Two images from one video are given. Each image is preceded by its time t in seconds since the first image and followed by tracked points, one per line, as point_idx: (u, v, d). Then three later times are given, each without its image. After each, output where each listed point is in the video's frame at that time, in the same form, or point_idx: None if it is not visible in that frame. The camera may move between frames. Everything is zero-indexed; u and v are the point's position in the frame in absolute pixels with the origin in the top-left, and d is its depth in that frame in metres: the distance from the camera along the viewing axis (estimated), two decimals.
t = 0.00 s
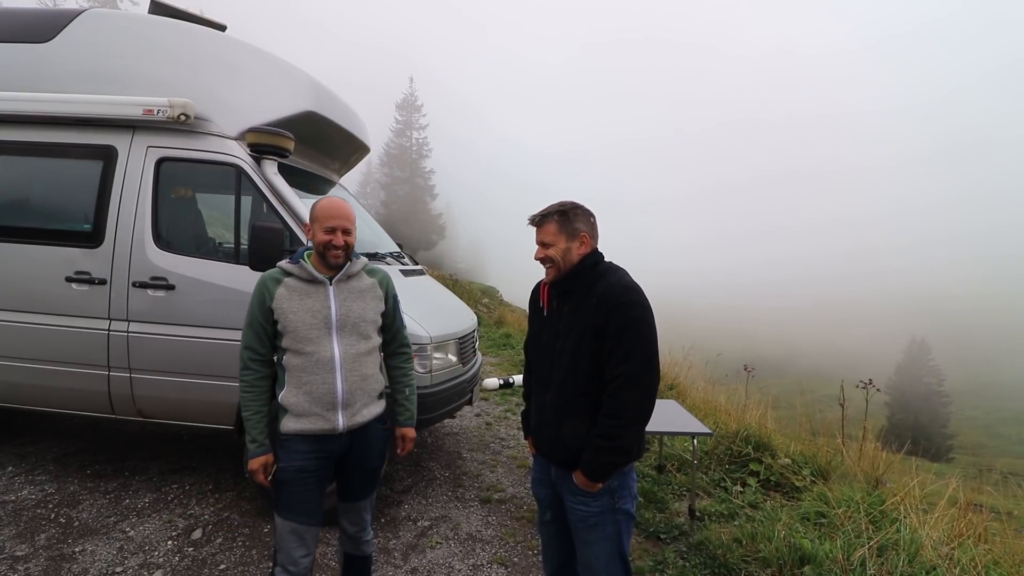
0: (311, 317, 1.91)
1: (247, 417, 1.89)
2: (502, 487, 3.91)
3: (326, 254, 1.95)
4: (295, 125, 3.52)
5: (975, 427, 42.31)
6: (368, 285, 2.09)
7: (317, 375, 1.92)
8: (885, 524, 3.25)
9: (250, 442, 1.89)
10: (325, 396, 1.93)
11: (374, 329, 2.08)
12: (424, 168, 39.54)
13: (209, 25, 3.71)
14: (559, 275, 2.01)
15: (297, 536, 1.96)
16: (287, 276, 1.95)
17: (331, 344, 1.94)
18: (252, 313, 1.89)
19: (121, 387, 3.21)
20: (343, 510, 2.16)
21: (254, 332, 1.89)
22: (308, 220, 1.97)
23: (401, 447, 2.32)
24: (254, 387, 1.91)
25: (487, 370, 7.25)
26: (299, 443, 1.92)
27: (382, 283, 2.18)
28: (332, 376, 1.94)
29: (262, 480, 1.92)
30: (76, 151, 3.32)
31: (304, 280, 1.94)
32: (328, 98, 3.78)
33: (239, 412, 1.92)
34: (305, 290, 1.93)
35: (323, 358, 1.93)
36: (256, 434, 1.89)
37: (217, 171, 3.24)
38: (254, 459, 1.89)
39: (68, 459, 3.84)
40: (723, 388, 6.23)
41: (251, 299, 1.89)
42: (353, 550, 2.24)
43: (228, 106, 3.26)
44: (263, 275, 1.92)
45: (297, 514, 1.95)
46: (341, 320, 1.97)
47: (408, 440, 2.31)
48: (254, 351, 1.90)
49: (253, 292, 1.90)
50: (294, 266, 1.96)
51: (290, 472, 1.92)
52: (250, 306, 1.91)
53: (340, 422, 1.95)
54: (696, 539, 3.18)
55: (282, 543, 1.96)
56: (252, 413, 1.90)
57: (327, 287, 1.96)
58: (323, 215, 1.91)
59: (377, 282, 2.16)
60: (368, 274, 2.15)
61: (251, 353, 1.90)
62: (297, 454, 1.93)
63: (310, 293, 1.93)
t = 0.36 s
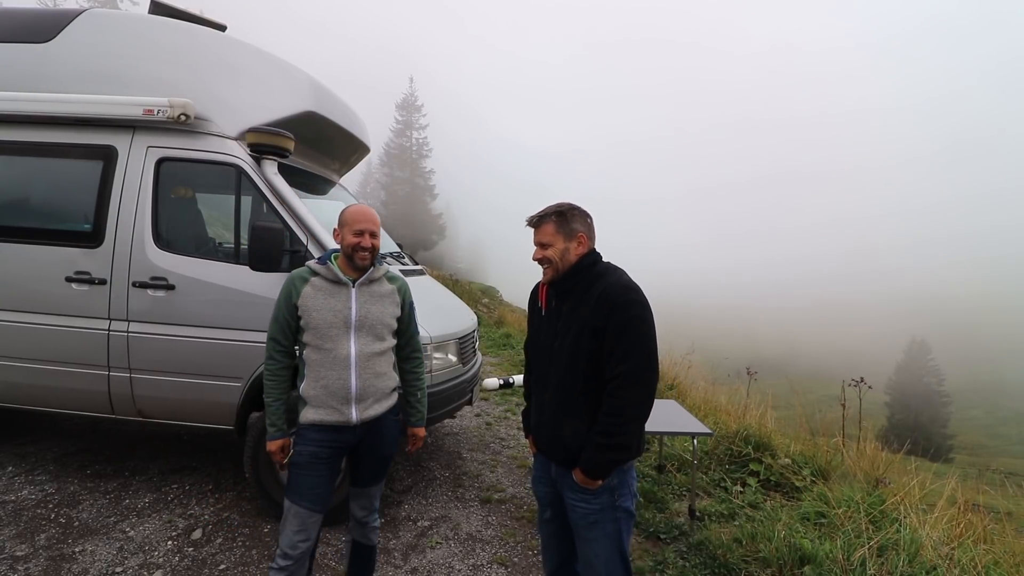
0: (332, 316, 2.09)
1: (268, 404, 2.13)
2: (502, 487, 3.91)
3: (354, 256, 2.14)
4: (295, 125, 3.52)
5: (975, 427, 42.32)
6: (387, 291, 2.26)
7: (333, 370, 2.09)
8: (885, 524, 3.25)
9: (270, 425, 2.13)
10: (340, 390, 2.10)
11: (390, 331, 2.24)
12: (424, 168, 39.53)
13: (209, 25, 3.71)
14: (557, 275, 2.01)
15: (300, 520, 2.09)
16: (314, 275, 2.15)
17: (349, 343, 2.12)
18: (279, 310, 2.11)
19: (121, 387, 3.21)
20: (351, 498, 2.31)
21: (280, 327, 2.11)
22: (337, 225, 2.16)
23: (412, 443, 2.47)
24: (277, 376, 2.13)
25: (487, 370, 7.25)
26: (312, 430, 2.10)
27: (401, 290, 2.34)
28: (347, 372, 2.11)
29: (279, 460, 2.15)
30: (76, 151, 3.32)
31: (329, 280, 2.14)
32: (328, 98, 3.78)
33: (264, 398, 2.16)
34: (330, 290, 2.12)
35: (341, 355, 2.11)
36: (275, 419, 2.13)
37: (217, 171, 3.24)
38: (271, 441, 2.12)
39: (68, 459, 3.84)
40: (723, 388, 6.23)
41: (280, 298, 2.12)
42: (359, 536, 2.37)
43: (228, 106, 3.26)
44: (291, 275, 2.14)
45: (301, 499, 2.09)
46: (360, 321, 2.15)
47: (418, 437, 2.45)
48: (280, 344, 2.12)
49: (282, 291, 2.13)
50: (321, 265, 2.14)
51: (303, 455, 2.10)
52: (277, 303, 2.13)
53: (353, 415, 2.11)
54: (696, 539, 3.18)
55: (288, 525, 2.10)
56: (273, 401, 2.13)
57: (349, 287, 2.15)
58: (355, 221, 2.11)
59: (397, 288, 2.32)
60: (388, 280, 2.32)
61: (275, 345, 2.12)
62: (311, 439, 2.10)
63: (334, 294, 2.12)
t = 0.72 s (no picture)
0: (337, 312, 2.10)
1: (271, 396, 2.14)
2: (502, 487, 3.91)
3: (371, 257, 2.17)
4: (295, 125, 3.52)
5: (975, 427, 42.33)
6: (392, 291, 2.27)
7: (335, 366, 2.10)
8: (885, 524, 3.25)
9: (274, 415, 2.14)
10: (340, 386, 2.10)
11: (393, 331, 2.24)
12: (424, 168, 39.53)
13: (209, 24, 3.71)
14: (561, 272, 1.99)
15: (297, 515, 2.10)
16: (323, 272, 2.17)
17: (352, 340, 2.13)
18: (286, 303, 2.12)
19: (121, 387, 3.21)
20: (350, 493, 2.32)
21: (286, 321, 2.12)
22: (350, 226, 2.17)
23: (409, 443, 2.46)
24: (281, 370, 2.14)
25: (487, 370, 7.25)
26: (312, 429, 2.11)
27: (406, 291, 2.35)
28: (348, 369, 2.11)
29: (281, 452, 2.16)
30: (76, 151, 3.32)
31: (337, 278, 2.16)
32: (328, 98, 3.78)
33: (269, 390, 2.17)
34: (337, 287, 2.14)
35: (343, 351, 2.11)
36: (278, 411, 2.14)
37: (217, 171, 3.24)
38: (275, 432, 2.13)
39: (68, 459, 3.84)
40: (723, 388, 6.23)
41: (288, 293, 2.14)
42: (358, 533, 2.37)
43: (228, 106, 3.26)
44: (302, 272, 2.17)
45: (298, 493, 2.10)
46: (365, 319, 2.15)
47: (414, 438, 2.45)
48: (285, 338, 2.13)
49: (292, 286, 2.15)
50: (333, 264, 2.16)
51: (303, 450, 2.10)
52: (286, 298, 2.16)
53: (352, 411, 2.11)
54: (696, 539, 3.18)
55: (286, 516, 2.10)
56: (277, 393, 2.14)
57: (356, 284, 2.16)
58: (371, 223, 2.15)
59: (402, 289, 2.33)
60: (394, 281, 2.33)
61: (281, 338, 2.13)
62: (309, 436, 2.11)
63: (339, 291, 2.13)
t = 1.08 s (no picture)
0: (337, 311, 2.10)
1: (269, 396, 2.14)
2: (502, 487, 3.91)
3: (370, 256, 2.17)
4: (295, 126, 3.52)
5: (975, 427, 42.32)
6: (392, 290, 2.27)
7: (334, 366, 2.10)
8: (885, 524, 3.25)
9: (273, 416, 2.14)
10: (340, 386, 2.09)
11: (393, 330, 2.24)
12: (424, 168, 39.53)
13: (209, 25, 3.71)
14: (543, 274, 2.01)
15: (294, 515, 2.10)
16: (322, 273, 2.18)
17: (351, 339, 2.12)
18: (286, 304, 2.13)
19: (121, 387, 3.21)
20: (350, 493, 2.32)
21: (285, 321, 2.12)
22: (349, 225, 2.17)
23: (408, 444, 2.45)
24: (281, 370, 2.14)
25: (487, 370, 7.25)
26: (312, 429, 2.11)
27: (406, 290, 2.35)
28: (348, 369, 2.11)
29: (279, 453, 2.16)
30: (76, 151, 3.32)
31: (335, 277, 2.16)
32: (328, 98, 3.78)
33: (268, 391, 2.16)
34: (336, 287, 2.14)
35: (343, 351, 2.11)
36: (275, 411, 2.13)
37: (217, 171, 3.24)
38: (273, 433, 2.12)
39: (68, 459, 3.84)
40: (723, 388, 6.23)
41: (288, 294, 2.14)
42: (357, 533, 2.37)
43: (228, 105, 3.26)
44: (301, 273, 2.17)
45: (295, 492, 2.10)
46: (364, 318, 2.15)
47: (413, 439, 2.44)
48: (285, 338, 2.13)
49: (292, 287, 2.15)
50: (331, 264, 2.16)
51: (302, 451, 2.11)
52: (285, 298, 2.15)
53: (352, 411, 2.11)
54: (696, 539, 3.18)
55: (282, 516, 2.11)
56: (275, 393, 2.14)
57: (354, 284, 2.16)
58: (370, 222, 2.14)
59: (402, 288, 2.33)
60: (393, 280, 2.33)
61: (280, 338, 2.13)
62: (308, 437, 2.11)
63: (338, 290, 2.13)
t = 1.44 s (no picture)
0: (334, 311, 2.10)
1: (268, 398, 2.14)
2: (502, 487, 3.91)
3: (369, 257, 2.18)
4: (295, 126, 3.52)
5: (975, 426, 42.32)
6: (390, 290, 2.26)
7: (332, 366, 2.10)
8: (885, 524, 3.25)
9: (271, 417, 2.14)
10: (338, 387, 2.09)
11: (391, 330, 2.24)
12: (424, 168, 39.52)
13: (209, 25, 3.72)
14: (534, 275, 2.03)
15: (292, 516, 2.10)
16: (319, 273, 2.17)
17: (349, 339, 2.12)
18: (283, 304, 2.13)
19: (121, 387, 3.21)
20: (349, 493, 2.32)
21: (283, 321, 2.13)
22: (348, 226, 2.17)
23: (408, 445, 2.45)
24: (279, 371, 2.14)
25: (487, 370, 7.25)
26: (311, 429, 2.11)
27: (404, 290, 2.34)
28: (346, 369, 2.11)
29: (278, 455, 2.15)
30: (76, 151, 3.32)
31: (333, 278, 2.16)
32: (328, 98, 3.78)
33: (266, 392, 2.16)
34: (333, 287, 2.14)
35: (340, 351, 2.11)
36: (274, 413, 2.13)
37: (217, 171, 3.24)
38: (272, 434, 2.12)
39: (68, 459, 3.84)
40: (723, 388, 6.23)
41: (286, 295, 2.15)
42: (356, 533, 2.37)
43: (228, 105, 3.26)
44: (298, 274, 2.17)
45: (293, 494, 2.10)
46: (361, 318, 2.15)
47: (416, 438, 2.44)
48: (282, 339, 2.14)
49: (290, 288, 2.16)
50: (329, 264, 2.15)
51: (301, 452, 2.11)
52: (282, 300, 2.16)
53: (351, 411, 2.11)
54: (696, 539, 3.18)
55: (281, 517, 2.11)
56: (274, 395, 2.13)
57: (352, 284, 2.16)
58: (369, 223, 2.15)
59: (400, 287, 2.33)
60: (391, 280, 2.32)
61: (278, 339, 2.13)
62: (308, 438, 2.11)
63: (336, 291, 2.13)
